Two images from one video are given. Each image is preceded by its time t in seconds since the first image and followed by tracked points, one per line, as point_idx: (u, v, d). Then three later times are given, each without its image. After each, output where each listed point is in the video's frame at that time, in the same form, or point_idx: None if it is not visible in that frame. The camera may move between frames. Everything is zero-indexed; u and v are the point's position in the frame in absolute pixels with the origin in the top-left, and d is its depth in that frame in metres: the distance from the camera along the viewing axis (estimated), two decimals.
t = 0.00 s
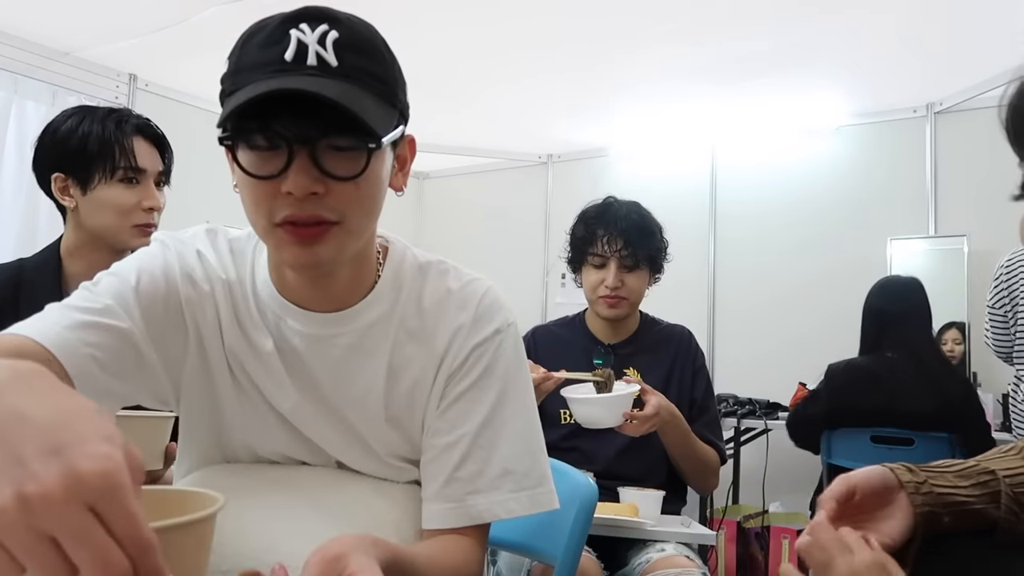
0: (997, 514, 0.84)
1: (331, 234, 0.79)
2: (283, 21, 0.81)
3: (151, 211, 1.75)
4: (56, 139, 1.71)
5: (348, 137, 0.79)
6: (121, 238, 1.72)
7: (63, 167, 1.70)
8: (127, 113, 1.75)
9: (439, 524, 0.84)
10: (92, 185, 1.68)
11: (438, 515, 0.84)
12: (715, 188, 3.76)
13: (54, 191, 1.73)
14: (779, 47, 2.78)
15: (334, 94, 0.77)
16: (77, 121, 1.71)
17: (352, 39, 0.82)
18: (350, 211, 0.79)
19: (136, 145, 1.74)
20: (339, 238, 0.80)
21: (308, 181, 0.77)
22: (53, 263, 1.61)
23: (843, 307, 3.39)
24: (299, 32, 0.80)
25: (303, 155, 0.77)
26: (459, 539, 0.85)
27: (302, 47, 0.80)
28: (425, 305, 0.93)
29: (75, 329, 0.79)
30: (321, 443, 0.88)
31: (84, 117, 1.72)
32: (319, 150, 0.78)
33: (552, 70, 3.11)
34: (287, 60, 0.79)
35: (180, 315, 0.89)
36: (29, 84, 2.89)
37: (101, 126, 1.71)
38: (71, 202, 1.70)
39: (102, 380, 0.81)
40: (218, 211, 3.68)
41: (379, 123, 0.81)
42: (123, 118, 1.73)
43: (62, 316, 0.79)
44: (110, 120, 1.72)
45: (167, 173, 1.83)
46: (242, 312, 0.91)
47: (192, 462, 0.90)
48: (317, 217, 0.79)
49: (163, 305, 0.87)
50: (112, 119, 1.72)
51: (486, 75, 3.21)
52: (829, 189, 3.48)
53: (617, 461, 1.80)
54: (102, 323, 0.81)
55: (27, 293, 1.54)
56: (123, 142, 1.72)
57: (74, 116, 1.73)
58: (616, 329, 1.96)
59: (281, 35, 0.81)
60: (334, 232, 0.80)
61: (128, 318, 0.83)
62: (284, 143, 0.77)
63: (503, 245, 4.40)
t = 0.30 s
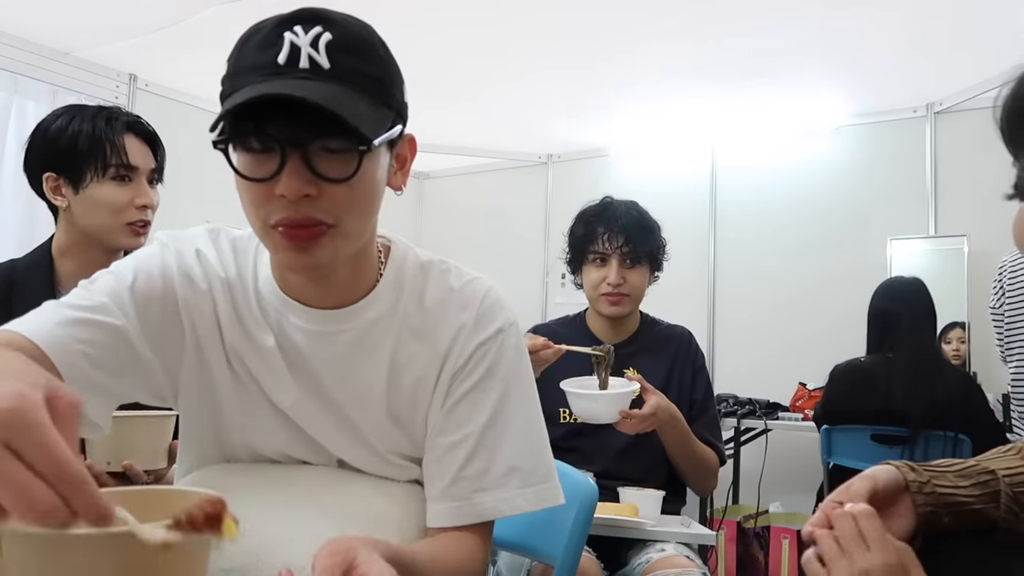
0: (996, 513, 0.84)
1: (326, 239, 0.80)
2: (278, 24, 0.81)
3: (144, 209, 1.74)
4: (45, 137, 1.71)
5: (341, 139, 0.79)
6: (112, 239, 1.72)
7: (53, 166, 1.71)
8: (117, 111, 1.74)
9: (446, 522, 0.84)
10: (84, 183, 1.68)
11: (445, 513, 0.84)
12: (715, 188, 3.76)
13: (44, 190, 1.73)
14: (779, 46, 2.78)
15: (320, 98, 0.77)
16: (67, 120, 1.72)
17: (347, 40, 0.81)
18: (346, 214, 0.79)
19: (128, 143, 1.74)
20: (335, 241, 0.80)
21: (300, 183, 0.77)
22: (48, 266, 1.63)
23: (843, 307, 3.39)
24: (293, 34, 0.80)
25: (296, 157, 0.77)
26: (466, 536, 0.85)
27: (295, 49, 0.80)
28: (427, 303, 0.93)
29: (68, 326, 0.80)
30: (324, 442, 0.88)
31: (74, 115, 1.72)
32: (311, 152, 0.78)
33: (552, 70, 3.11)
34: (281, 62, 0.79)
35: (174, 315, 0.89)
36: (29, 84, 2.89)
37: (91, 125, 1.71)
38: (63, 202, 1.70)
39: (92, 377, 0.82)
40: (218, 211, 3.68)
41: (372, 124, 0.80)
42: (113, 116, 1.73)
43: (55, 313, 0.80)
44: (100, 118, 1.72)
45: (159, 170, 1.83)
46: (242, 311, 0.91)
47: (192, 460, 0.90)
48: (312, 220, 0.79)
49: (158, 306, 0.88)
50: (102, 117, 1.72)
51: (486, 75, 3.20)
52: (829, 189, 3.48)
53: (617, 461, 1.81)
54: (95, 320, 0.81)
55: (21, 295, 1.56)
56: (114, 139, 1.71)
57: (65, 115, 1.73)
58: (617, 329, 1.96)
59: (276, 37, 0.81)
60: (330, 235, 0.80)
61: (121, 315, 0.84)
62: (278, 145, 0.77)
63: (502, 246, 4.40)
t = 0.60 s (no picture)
0: (998, 514, 0.84)
1: (317, 240, 0.79)
2: (271, 27, 0.81)
3: (140, 204, 1.74)
4: (40, 137, 1.72)
5: (330, 142, 0.78)
6: (108, 236, 1.72)
7: (48, 165, 1.71)
8: (110, 108, 1.74)
9: (446, 522, 0.83)
10: (78, 180, 1.68)
11: (446, 513, 0.83)
12: (715, 188, 3.76)
13: (42, 190, 1.74)
14: (779, 46, 2.78)
15: (301, 104, 0.76)
16: (60, 118, 1.72)
17: (338, 42, 0.81)
18: (337, 215, 0.79)
19: (120, 139, 1.72)
20: (326, 243, 0.79)
21: (288, 187, 0.76)
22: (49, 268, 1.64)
23: (843, 307, 3.39)
24: (284, 38, 0.80)
25: (285, 161, 0.77)
26: (472, 536, 0.83)
27: (284, 53, 0.80)
28: (426, 303, 0.92)
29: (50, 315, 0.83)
30: (324, 443, 0.88)
31: (67, 113, 1.73)
32: (300, 154, 0.77)
33: (552, 70, 3.11)
34: (270, 66, 0.80)
35: (163, 313, 0.91)
36: (29, 84, 2.89)
37: (83, 121, 1.71)
38: (59, 199, 1.71)
39: (69, 368, 0.86)
40: (218, 211, 3.68)
41: (358, 127, 0.79)
42: (104, 111, 1.73)
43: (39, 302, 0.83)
44: (92, 115, 1.71)
45: (155, 167, 1.82)
46: (238, 309, 0.91)
47: (191, 458, 0.91)
48: (303, 222, 0.78)
49: (144, 302, 0.90)
50: (93, 114, 1.71)
51: (486, 75, 3.20)
52: (829, 189, 3.48)
53: (617, 461, 1.81)
54: (72, 313, 0.84)
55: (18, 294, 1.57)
56: (105, 134, 1.70)
57: (57, 114, 1.73)
58: (618, 329, 1.96)
59: (267, 41, 0.81)
60: (321, 236, 0.79)
61: (98, 309, 0.87)
62: (267, 149, 0.77)
63: (503, 246, 4.40)
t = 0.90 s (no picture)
0: (1002, 516, 0.85)
1: (292, 251, 0.76)
2: (243, 32, 0.79)
3: (147, 208, 1.75)
4: (49, 137, 1.71)
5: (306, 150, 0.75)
6: (115, 239, 1.73)
7: (57, 166, 1.71)
8: (121, 111, 1.74)
9: (431, 527, 0.82)
10: (89, 183, 1.68)
11: (432, 518, 0.83)
12: (715, 188, 3.76)
13: (49, 189, 1.73)
14: (779, 46, 2.78)
15: (280, 109, 0.75)
16: (70, 119, 1.71)
17: (312, 46, 0.78)
18: (313, 225, 0.76)
19: (130, 144, 1.73)
20: (303, 253, 0.77)
21: (264, 199, 0.74)
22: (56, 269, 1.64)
23: (843, 307, 3.39)
24: (257, 44, 0.78)
25: (259, 172, 0.74)
26: (453, 542, 0.82)
27: (257, 60, 0.78)
28: (413, 305, 0.92)
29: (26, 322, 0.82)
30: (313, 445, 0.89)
31: (78, 115, 1.72)
32: (277, 166, 0.74)
33: (552, 70, 3.11)
34: (243, 75, 0.78)
35: (145, 318, 0.90)
36: (29, 84, 2.89)
37: (95, 124, 1.70)
38: (67, 201, 1.71)
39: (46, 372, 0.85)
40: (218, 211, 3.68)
41: (341, 129, 0.78)
42: (117, 113, 1.73)
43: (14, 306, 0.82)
44: (104, 118, 1.71)
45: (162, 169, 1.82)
46: (222, 314, 0.91)
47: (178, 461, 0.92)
48: (278, 233, 0.76)
49: (126, 307, 0.89)
50: (105, 117, 1.71)
51: (487, 75, 3.20)
52: (829, 189, 3.48)
53: (617, 462, 1.81)
54: (48, 319, 0.83)
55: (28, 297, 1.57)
56: (117, 139, 1.71)
57: (67, 115, 1.73)
58: (617, 329, 1.96)
59: (240, 48, 0.79)
60: (296, 247, 0.76)
61: (75, 316, 0.86)
62: (243, 161, 0.74)
63: (503, 246, 4.40)
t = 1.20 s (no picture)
0: (1003, 516, 0.85)
1: (275, 263, 0.76)
2: (218, 37, 0.77)
3: (160, 213, 1.80)
4: (69, 137, 1.69)
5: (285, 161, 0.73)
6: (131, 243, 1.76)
7: (77, 168, 1.68)
8: (144, 117, 1.74)
9: (424, 531, 0.82)
10: (111, 188, 1.69)
11: (425, 522, 0.83)
12: (715, 188, 3.76)
13: (62, 188, 1.70)
14: (779, 45, 2.77)
15: (262, 116, 0.74)
16: (94, 122, 1.69)
17: (289, 51, 0.76)
18: (295, 236, 0.75)
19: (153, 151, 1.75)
20: (286, 264, 0.76)
21: (245, 213, 0.73)
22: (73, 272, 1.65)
23: (843, 307, 3.39)
24: (230, 51, 0.76)
25: (240, 184, 0.73)
26: (446, 546, 0.82)
27: (233, 69, 0.76)
28: (402, 306, 0.91)
29: (9, 327, 0.83)
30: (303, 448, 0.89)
31: (101, 117, 1.70)
32: (256, 179, 0.73)
33: (552, 70, 3.11)
34: (217, 84, 0.76)
35: (131, 322, 0.91)
36: (29, 84, 2.89)
37: (123, 129, 1.70)
38: (84, 204, 1.69)
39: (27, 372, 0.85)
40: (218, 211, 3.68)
41: (324, 133, 0.76)
42: (141, 119, 1.73)
43: None
44: (130, 123, 1.71)
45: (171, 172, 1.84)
46: (210, 319, 0.92)
47: (169, 465, 0.93)
48: (260, 246, 0.75)
49: (110, 312, 0.90)
50: (132, 122, 1.71)
51: (486, 74, 3.20)
52: (829, 189, 3.48)
53: (617, 462, 1.81)
54: (30, 324, 0.84)
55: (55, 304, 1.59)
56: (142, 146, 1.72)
57: (86, 115, 1.70)
58: (616, 329, 1.96)
59: (214, 54, 0.77)
60: (279, 259, 0.76)
61: (58, 321, 0.86)
62: (221, 175, 0.73)
63: (503, 246, 4.41)
